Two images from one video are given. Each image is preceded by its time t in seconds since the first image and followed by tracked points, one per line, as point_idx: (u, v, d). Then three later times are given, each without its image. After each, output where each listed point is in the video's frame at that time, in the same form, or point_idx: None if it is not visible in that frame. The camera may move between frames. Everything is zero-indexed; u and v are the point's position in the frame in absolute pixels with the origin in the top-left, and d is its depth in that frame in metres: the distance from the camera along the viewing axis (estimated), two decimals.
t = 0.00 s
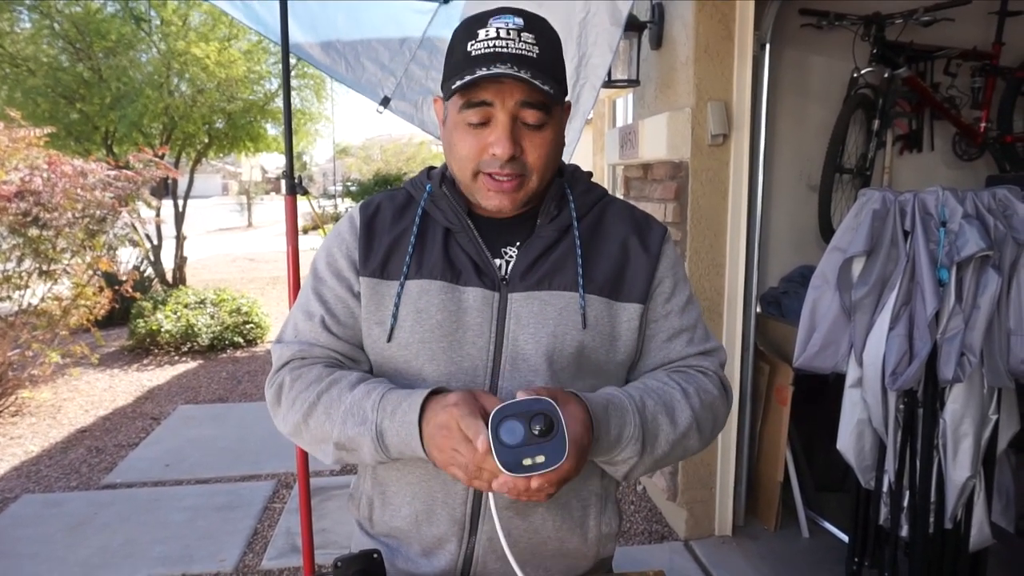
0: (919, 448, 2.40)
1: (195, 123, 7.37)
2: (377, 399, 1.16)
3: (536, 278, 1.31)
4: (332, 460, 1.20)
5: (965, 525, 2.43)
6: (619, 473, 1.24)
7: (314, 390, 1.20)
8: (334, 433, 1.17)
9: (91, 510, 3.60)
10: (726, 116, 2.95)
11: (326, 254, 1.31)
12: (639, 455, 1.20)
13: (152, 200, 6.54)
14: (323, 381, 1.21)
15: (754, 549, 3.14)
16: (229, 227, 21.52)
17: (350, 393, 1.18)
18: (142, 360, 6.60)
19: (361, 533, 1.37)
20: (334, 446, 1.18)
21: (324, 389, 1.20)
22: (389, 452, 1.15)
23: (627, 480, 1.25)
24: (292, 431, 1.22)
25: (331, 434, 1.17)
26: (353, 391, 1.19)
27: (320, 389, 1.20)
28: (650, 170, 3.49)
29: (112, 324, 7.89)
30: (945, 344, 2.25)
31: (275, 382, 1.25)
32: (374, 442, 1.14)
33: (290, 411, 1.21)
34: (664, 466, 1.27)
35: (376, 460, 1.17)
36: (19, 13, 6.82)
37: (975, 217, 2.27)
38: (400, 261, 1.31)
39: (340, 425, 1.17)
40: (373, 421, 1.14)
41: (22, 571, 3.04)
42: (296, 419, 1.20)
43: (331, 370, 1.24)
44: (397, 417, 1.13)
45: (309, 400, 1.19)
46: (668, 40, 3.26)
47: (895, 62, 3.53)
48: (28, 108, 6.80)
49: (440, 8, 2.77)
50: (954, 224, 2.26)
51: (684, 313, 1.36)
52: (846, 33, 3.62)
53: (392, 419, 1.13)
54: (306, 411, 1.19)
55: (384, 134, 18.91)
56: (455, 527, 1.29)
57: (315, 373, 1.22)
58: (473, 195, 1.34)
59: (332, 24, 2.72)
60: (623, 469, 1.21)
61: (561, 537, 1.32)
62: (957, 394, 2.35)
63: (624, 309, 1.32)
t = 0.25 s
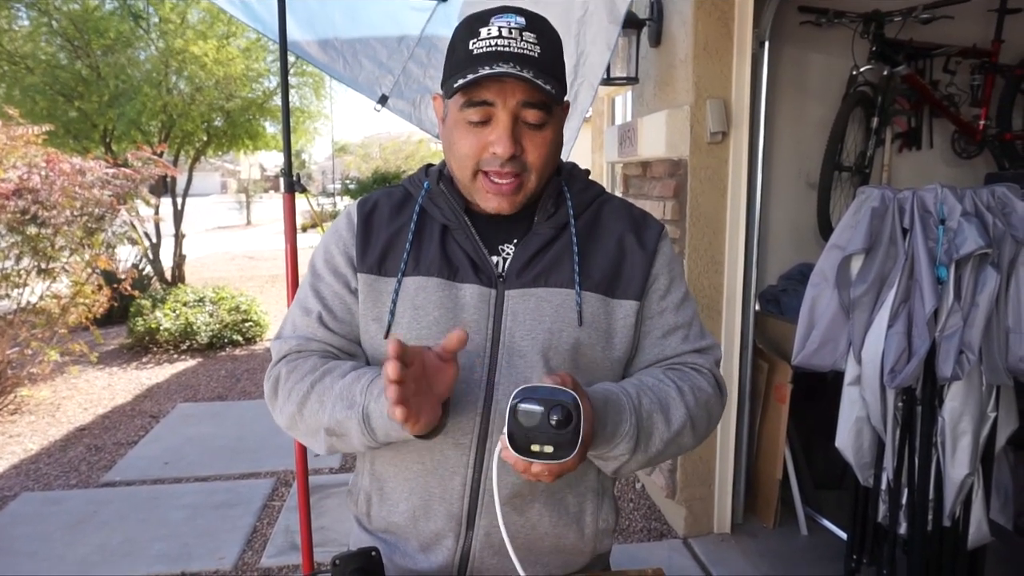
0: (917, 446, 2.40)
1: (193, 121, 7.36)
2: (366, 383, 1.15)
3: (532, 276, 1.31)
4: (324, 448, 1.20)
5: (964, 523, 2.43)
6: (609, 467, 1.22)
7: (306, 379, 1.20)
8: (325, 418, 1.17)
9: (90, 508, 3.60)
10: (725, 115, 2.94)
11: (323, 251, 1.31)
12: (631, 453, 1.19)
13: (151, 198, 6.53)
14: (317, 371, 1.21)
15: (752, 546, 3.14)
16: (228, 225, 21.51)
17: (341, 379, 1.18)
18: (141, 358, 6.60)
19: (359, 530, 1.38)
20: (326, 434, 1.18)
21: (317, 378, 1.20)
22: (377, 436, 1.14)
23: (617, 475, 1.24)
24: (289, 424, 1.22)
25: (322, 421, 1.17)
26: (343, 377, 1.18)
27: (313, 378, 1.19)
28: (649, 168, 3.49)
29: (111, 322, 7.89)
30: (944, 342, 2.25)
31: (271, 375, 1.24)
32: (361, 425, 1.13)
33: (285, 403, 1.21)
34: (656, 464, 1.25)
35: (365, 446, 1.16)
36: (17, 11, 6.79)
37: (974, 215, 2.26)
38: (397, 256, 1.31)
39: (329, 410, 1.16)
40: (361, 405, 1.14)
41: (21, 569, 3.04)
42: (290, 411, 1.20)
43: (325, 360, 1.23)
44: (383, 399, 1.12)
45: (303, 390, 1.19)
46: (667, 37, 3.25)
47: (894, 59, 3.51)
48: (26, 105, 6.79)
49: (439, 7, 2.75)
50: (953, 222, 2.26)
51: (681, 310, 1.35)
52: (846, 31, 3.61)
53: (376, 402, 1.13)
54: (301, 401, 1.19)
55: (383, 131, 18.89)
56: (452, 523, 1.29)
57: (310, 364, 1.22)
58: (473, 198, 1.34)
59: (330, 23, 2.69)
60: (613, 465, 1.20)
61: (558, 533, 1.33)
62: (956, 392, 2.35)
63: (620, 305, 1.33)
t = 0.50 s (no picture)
0: (915, 444, 2.40)
1: (191, 119, 7.27)
2: (397, 402, 1.15)
3: (527, 270, 1.31)
4: (344, 456, 1.20)
5: (961, 520, 2.44)
6: (587, 453, 1.22)
7: (328, 387, 1.19)
8: (350, 431, 1.17)
9: (88, 506, 3.60)
10: (724, 112, 2.94)
11: (324, 244, 1.31)
12: (609, 438, 1.18)
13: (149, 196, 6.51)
14: (337, 378, 1.20)
15: (751, 543, 3.14)
16: (226, 223, 21.48)
17: (367, 393, 1.18)
18: (139, 356, 6.59)
19: (356, 525, 1.38)
20: (349, 444, 1.18)
21: (338, 386, 1.19)
22: (407, 450, 1.14)
23: (596, 461, 1.23)
24: (299, 426, 1.21)
25: (346, 432, 1.17)
26: (369, 391, 1.18)
27: (334, 387, 1.19)
28: (648, 165, 3.49)
29: (109, 319, 7.88)
30: (942, 339, 2.26)
31: (281, 374, 1.23)
32: (393, 444, 1.14)
33: (300, 406, 1.20)
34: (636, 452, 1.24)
35: (391, 458, 1.17)
36: (15, 8, 6.86)
37: (972, 212, 2.27)
38: (395, 251, 1.31)
39: (357, 424, 1.16)
40: (393, 425, 1.14)
41: (19, 567, 3.04)
42: (306, 415, 1.20)
43: (343, 366, 1.23)
44: (419, 420, 1.13)
45: (323, 396, 1.19)
46: (666, 35, 3.25)
47: (893, 56, 3.51)
48: (23, 102, 6.70)
49: (437, 5, 2.78)
50: (951, 220, 2.26)
51: (676, 303, 1.35)
52: (845, 28, 3.61)
53: (412, 423, 1.13)
54: (319, 407, 1.19)
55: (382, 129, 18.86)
56: (448, 517, 1.29)
57: (328, 369, 1.21)
58: (470, 193, 1.33)
59: (328, 21, 2.71)
60: (590, 449, 1.20)
61: (554, 527, 1.33)
62: (954, 389, 2.35)
63: (614, 298, 1.33)
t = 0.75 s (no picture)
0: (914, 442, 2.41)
1: (190, 115, 7.32)
2: (392, 393, 1.15)
3: (525, 263, 1.31)
4: (340, 446, 1.20)
5: (960, 519, 2.44)
6: (588, 445, 1.22)
7: (324, 378, 1.19)
8: (346, 423, 1.16)
9: (88, 503, 3.60)
10: (723, 110, 2.94)
11: (322, 235, 1.31)
12: (609, 429, 1.18)
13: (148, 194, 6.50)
14: (332, 370, 1.20)
15: (750, 541, 3.15)
16: (226, 221, 21.48)
17: (362, 384, 1.18)
18: (138, 354, 6.59)
19: (354, 518, 1.38)
20: (346, 436, 1.18)
21: (333, 377, 1.19)
22: (403, 443, 1.14)
23: (597, 452, 1.23)
24: (294, 416, 1.21)
25: (342, 423, 1.17)
26: (365, 381, 1.18)
27: (328, 379, 1.19)
28: (647, 164, 3.49)
29: (108, 317, 7.88)
30: (941, 338, 2.26)
31: (275, 365, 1.22)
32: (389, 436, 1.14)
33: (295, 398, 1.20)
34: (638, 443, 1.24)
35: (387, 450, 1.17)
36: (13, 5, 6.79)
37: (971, 210, 2.27)
38: (394, 241, 1.31)
39: (353, 416, 1.16)
40: (388, 417, 1.14)
41: (19, 564, 3.04)
42: (301, 405, 1.19)
43: (338, 356, 1.23)
44: (415, 412, 1.12)
45: (318, 388, 1.19)
46: (665, 32, 3.25)
47: (893, 55, 3.54)
48: (22, 99, 6.78)
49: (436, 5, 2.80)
50: (950, 218, 2.27)
51: (674, 295, 1.35)
52: (844, 26, 3.61)
53: (408, 415, 1.13)
54: (314, 398, 1.18)
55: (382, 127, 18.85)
56: (446, 509, 1.29)
57: (322, 361, 1.21)
58: (466, 190, 1.34)
59: (326, 20, 2.61)
60: (592, 440, 1.20)
61: (551, 519, 1.33)
62: (953, 387, 2.36)
63: (611, 290, 1.32)
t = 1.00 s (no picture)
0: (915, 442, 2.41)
1: (190, 115, 7.24)
2: (393, 389, 1.15)
3: (522, 266, 1.31)
4: (341, 446, 1.20)
5: (960, 518, 2.44)
6: (584, 437, 1.22)
7: (325, 377, 1.19)
8: (346, 421, 1.17)
9: (88, 503, 3.59)
10: (724, 110, 2.94)
11: (320, 237, 1.31)
12: (604, 420, 1.18)
13: (148, 193, 6.50)
14: (331, 370, 1.20)
15: (749, 541, 3.15)
16: (226, 220, 21.48)
17: (362, 382, 1.18)
18: (138, 353, 6.58)
19: (354, 517, 1.38)
20: (347, 434, 1.18)
21: (333, 377, 1.19)
22: (404, 440, 1.14)
23: (592, 445, 1.23)
24: (295, 417, 1.21)
25: (342, 422, 1.17)
26: (366, 379, 1.18)
27: (328, 378, 1.19)
28: (648, 163, 3.49)
29: (108, 316, 7.88)
30: (941, 337, 2.26)
31: (275, 367, 1.23)
32: (390, 433, 1.14)
33: (295, 399, 1.20)
34: (634, 437, 1.23)
35: (388, 448, 1.17)
36: (13, 4, 6.78)
37: (972, 210, 2.27)
38: (392, 242, 1.31)
39: (353, 414, 1.16)
40: (389, 413, 1.14)
41: (19, 563, 3.03)
42: (302, 405, 1.19)
43: (338, 356, 1.23)
44: (415, 407, 1.12)
45: (318, 387, 1.19)
46: (665, 32, 3.25)
47: (892, 54, 3.54)
48: (22, 98, 6.75)
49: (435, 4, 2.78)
50: (951, 218, 2.27)
51: (673, 296, 1.34)
52: (844, 26, 3.61)
53: (408, 410, 1.13)
54: (315, 398, 1.19)
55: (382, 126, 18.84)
56: (444, 511, 1.29)
57: (322, 361, 1.21)
58: (465, 179, 1.31)
59: (326, 21, 2.72)
60: (587, 431, 1.20)
61: (548, 520, 1.33)
62: (953, 387, 2.36)
63: (609, 293, 1.33)
